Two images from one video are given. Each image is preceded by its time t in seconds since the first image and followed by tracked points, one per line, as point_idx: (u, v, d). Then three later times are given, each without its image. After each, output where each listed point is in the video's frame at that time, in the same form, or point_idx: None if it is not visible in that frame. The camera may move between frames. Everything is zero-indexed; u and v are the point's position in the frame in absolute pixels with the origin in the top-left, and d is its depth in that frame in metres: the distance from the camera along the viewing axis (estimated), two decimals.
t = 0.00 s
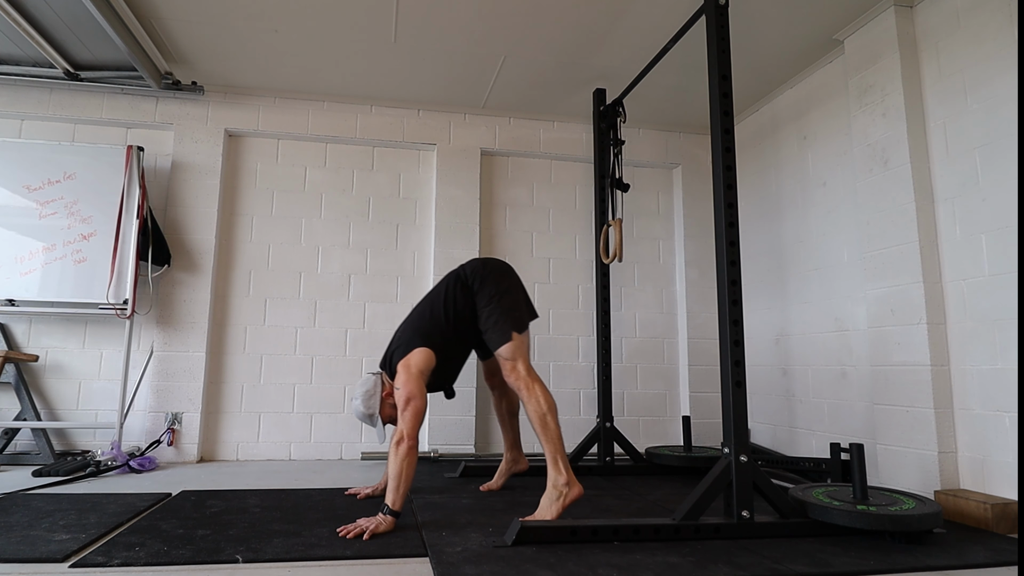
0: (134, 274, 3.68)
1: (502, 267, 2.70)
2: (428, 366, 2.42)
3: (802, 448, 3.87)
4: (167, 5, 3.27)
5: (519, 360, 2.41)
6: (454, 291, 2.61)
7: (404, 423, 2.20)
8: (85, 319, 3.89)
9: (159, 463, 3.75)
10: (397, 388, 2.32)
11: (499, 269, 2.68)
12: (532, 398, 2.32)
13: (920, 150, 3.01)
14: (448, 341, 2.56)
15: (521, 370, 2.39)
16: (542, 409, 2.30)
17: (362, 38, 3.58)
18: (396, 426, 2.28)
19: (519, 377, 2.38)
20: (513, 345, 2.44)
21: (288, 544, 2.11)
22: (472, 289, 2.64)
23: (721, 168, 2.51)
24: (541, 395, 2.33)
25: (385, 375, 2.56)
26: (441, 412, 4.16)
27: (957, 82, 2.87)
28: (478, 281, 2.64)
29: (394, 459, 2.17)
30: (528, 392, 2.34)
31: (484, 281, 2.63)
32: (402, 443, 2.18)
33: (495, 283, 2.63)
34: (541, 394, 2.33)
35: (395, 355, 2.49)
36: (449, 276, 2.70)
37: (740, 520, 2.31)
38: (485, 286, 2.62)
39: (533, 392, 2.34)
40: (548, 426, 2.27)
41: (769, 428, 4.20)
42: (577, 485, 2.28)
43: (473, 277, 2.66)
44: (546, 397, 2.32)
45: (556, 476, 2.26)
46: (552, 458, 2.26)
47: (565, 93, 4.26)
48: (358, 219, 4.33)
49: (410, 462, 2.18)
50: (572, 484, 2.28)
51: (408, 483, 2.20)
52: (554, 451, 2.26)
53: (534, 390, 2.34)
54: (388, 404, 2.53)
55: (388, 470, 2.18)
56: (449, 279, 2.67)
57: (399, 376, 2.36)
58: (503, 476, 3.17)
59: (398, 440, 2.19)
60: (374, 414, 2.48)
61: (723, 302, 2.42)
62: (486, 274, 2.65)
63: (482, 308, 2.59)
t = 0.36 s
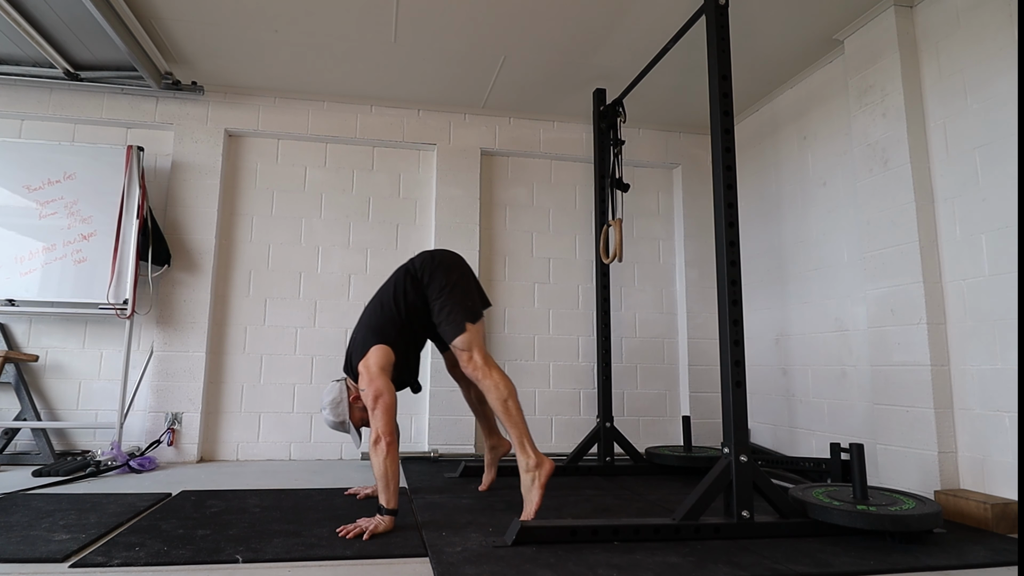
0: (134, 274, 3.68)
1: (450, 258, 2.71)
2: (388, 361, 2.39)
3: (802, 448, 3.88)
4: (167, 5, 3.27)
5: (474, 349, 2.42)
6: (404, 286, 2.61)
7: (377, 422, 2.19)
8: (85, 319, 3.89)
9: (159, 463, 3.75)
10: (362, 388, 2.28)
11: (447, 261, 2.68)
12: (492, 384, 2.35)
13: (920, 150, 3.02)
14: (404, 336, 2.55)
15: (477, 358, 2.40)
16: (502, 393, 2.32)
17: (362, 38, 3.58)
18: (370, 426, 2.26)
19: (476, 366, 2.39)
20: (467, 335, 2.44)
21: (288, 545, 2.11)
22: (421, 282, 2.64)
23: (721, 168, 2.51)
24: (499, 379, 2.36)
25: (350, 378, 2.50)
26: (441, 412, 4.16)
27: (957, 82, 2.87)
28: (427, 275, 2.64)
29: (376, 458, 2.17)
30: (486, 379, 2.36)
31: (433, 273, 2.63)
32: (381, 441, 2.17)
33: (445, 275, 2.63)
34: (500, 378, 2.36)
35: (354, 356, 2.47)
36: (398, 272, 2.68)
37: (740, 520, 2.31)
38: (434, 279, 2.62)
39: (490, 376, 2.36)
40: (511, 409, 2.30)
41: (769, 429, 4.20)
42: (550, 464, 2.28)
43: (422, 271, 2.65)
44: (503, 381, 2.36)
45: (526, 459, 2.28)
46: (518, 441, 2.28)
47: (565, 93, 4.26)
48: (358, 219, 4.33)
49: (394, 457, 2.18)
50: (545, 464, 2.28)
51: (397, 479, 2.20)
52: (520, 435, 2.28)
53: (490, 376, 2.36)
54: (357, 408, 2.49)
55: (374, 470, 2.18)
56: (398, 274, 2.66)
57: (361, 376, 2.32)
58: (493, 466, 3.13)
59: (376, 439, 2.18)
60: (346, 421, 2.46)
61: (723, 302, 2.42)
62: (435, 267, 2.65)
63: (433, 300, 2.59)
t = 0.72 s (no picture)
0: (134, 274, 3.68)
1: (416, 256, 2.61)
2: (366, 364, 2.35)
3: (802, 448, 3.87)
4: (167, 5, 3.27)
5: (441, 346, 2.40)
6: (371, 289, 2.53)
7: (362, 424, 2.19)
8: (84, 319, 3.89)
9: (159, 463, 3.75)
10: (341, 394, 2.27)
11: (414, 259, 2.59)
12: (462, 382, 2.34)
13: (920, 150, 3.01)
14: (377, 337, 2.51)
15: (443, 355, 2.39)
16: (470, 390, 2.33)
17: (362, 38, 3.58)
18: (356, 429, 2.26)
19: (445, 364, 2.38)
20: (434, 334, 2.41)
21: (288, 544, 2.11)
22: (388, 283, 2.56)
23: (721, 168, 2.51)
24: (470, 376, 2.36)
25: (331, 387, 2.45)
26: (441, 412, 4.16)
27: (957, 82, 2.87)
28: (394, 275, 2.55)
29: (366, 460, 2.17)
30: (456, 377, 2.36)
31: (399, 273, 2.55)
32: (368, 443, 2.17)
33: (410, 275, 2.55)
34: (469, 375, 2.36)
35: (330, 363, 2.44)
36: (364, 274, 2.61)
37: (740, 520, 2.31)
38: (400, 279, 2.54)
39: (459, 373, 2.36)
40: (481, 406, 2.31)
41: (769, 429, 4.20)
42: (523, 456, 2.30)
43: (386, 272, 2.57)
44: (473, 378, 2.36)
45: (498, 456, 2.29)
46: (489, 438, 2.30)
47: (565, 93, 4.26)
48: (358, 219, 4.33)
49: (383, 457, 2.18)
50: (518, 457, 2.29)
51: (390, 478, 2.20)
52: (492, 431, 2.31)
53: (457, 372, 2.37)
54: (342, 416, 2.47)
55: (366, 472, 2.18)
56: (364, 277, 2.58)
57: (339, 382, 2.31)
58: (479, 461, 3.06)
59: (363, 441, 2.18)
60: (332, 430, 2.46)
61: (723, 302, 2.42)
62: (400, 266, 2.57)
63: (401, 299, 2.52)
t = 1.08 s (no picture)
0: (134, 274, 3.68)
1: (405, 257, 2.59)
2: (357, 366, 2.35)
3: (802, 448, 3.87)
4: (167, 5, 3.27)
5: (429, 348, 2.37)
6: (359, 290, 2.53)
7: (357, 426, 2.19)
8: (85, 319, 3.89)
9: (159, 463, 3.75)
10: (334, 397, 2.27)
11: (402, 260, 2.56)
12: (451, 383, 2.33)
13: (920, 150, 3.02)
14: (367, 339, 2.51)
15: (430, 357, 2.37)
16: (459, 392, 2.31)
17: (362, 38, 3.58)
18: (350, 431, 2.26)
19: (434, 366, 2.36)
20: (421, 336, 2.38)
21: (288, 544, 2.11)
22: (376, 285, 2.55)
23: (721, 168, 2.51)
24: (459, 378, 2.34)
25: (323, 390, 2.44)
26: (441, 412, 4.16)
27: (958, 82, 2.87)
28: (382, 277, 2.53)
29: (362, 462, 2.17)
30: (445, 378, 2.34)
31: (387, 274, 2.53)
32: (364, 444, 2.18)
33: (398, 276, 2.52)
34: (459, 376, 2.35)
35: (321, 366, 2.44)
36: (353, 276, 2.60)
37: (740, 520, 2.31)
38: (388, 280, 2.52)
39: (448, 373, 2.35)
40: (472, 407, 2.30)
41: (769, 429, 4.20)
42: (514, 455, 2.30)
43: (374, 273, 2.56)
44: (462, 378, 2.34)
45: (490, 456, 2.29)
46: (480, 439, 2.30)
47: (565, 93, 4.26)
48: (358, 219, 4.33)
49: (380, 457, 2.18)
50: (510, 456, 2.30)
51: (388, 477, 2.20)
52: (483, 431, 2.30)
53: (445, 373, 2.35)
54: (335, 419, 2.46)
55: (363, 473, 2.18)
56: (353, 279, 2.57)
57: (331, 384, 2.30)
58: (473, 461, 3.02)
59: (358, 442, 2.18)
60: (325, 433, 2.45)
61: (723, 302, 2.42)
62: (388, 267, 2.55)
63: (389, 301, 2.50)
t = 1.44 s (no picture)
0: (134, 273, 3.68)
1: (391, 256, 2.56)
2: (349, 368, 2.35)
3: (802, 448, 3.87)
4: (167, 5, 3.27)
5: (415, 344, 2.32)
6: (348, 291, 2.51)
7: (351, 428, 2.19)
8: (85, 319, 3.89)
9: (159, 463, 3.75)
10: (328, 400, 2.27)
11: (389, 260, 2.54)
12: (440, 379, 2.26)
13: (920, 150, 3.01)
14: (359, 339, 2.51)
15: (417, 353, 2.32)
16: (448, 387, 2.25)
17: (362, 38, 3.58)
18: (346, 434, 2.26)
19: (421, 363, 2.30)
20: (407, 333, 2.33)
21: (288, 544, 2.11)
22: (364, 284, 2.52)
23: (721, 169, 2.51)
24: (449, 372, 2.27)
25: (317, 395, 2.43)
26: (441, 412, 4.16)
27: (958, 83, 2.87)
28: (369, 276, 2.51)
29: (359, 463, 2.18)
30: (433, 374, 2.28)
31: (374, 273, 2.50)
32: (360, 445, 2.18)
33: (384, 274, 2.49)
34: (449, 371, 2.28)
35: (314, 370, 2.44)
36: (342, 279, 2.59)
37: (740, 520, 2.31)
38: (375, 278, 2.49)
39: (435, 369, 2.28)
40: (462, 401, 2.23)
41: (769, 429, 4.20)
42: (509, 451, 2.21)
43: (361, 273, 2.53)
44: (451, 374, 2.27)
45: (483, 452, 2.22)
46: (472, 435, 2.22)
47: (566, 93, 4.26)
48: (358, 219, 4.33)
49: (376, 457, 2.19)
50: (504, 451, 2.21)
51: (386, 477, 2.20)
52: (474, 426, 2.22)
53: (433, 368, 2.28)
54: (330, 423, 2.46)
55: (360, 475, 2.19)
56: (341, 281, 2.55)
57: (324, 388, 2.31)
58: (461, 454, 2.95)
59: (354, 444, 2.19)
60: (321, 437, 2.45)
61: (723, 302, 2.42)
62: (375, 266, 2.52)
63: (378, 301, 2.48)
